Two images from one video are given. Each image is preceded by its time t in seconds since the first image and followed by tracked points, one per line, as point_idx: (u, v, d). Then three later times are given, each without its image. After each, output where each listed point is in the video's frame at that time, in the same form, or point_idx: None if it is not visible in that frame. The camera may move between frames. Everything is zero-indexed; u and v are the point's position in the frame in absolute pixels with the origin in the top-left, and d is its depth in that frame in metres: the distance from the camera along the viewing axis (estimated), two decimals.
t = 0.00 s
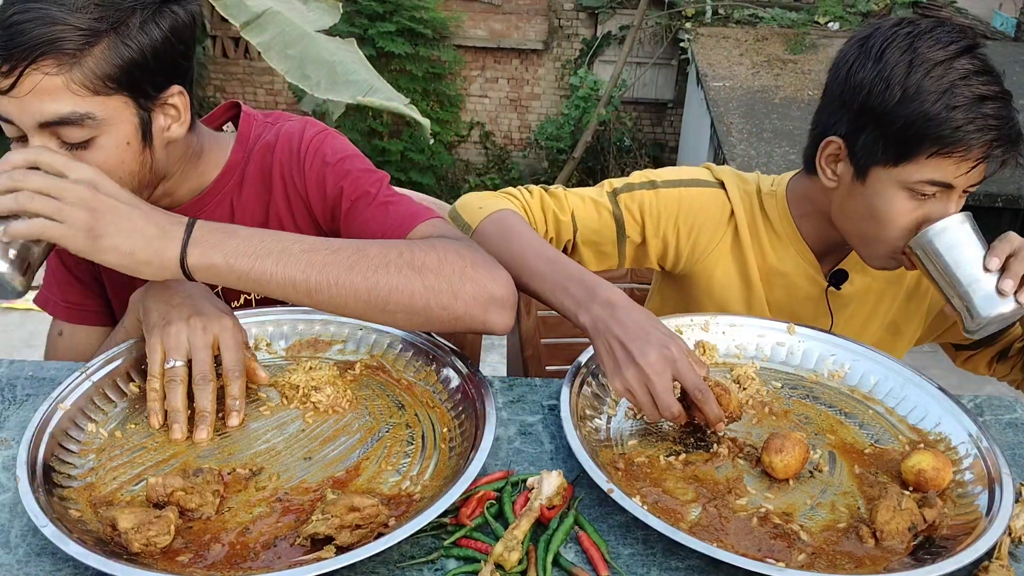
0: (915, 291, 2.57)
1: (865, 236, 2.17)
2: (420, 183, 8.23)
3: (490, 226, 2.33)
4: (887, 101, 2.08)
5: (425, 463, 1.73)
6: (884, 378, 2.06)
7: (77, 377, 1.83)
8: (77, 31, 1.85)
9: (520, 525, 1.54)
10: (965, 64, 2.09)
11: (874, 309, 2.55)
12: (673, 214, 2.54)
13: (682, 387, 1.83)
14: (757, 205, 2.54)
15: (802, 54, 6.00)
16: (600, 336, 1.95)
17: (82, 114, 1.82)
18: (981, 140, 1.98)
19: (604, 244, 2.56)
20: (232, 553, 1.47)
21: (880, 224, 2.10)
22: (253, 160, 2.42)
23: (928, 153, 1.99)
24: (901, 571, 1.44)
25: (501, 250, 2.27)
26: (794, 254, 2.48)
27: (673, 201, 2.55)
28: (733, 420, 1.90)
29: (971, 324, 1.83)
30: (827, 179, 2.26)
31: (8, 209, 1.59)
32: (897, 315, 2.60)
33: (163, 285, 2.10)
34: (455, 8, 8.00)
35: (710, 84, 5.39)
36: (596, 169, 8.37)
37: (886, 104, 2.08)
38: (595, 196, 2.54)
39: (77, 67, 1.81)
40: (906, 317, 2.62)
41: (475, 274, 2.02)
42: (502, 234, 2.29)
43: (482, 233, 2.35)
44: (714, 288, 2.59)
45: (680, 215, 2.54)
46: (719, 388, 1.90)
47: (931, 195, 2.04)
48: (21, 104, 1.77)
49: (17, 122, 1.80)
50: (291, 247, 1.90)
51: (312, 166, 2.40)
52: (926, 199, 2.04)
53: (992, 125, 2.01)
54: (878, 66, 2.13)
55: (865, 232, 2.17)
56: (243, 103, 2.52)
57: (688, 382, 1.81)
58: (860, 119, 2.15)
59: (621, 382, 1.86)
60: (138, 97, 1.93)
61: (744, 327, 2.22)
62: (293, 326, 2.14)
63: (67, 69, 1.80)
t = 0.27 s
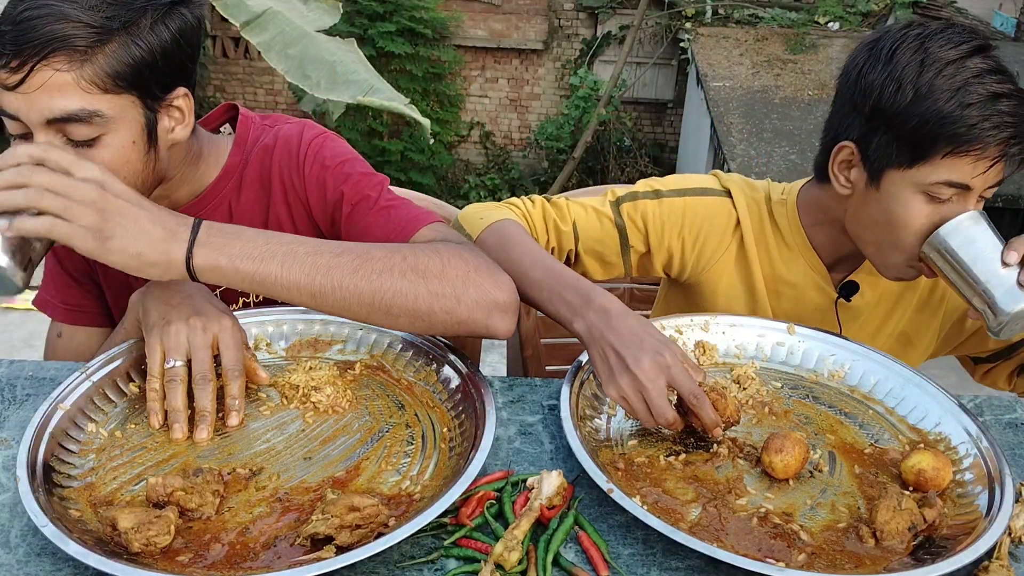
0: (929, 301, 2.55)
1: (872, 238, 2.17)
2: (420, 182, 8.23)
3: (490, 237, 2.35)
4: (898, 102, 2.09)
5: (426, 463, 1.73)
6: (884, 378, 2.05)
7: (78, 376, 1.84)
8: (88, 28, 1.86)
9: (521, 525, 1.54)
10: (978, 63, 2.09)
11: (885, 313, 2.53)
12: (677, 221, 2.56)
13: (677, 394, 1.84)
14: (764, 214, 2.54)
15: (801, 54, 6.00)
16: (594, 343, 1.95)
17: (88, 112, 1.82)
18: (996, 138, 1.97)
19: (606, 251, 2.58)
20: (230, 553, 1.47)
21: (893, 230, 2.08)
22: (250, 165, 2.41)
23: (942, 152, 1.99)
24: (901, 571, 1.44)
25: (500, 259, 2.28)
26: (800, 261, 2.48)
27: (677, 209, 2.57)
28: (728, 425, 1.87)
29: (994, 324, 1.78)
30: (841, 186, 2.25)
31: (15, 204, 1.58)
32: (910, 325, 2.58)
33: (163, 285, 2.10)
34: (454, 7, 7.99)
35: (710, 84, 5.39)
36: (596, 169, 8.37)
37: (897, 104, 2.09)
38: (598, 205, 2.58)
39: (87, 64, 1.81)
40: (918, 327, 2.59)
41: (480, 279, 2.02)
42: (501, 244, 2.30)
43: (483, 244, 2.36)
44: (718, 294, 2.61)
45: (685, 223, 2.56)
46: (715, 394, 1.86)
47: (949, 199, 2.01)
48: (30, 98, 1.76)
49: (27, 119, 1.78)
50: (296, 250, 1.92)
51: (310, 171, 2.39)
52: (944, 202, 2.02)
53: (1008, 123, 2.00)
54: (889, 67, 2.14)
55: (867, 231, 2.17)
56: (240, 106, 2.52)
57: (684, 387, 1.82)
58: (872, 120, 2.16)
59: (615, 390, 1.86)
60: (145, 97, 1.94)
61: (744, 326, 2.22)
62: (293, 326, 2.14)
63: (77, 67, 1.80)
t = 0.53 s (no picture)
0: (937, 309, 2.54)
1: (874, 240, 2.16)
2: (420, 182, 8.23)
3: (488, 241, 2.34)
4: (896, 104, 2.09)
5: (426, 463, 1.73)
6: (884, 378, 2.05)
7: (78, 377, 1.83)
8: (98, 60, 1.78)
9: (521, 525, 1.54)
10: (977, 62, 2.08)
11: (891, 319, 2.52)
12: (679, 228, 2.56)
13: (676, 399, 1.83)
14: (768, 221, 2.53)
15: (801, 54, 6.00)
16: (591, 346, 1.95)
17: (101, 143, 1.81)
18: (1000, 137, 1.95)
19: (607, 258, 2.59)
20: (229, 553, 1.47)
21: (900, 234, 2.08)
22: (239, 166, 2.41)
23: (944, 153, 1.98)
24: (901, 571, 1.45)
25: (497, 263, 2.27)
26: (802, 269, 2.48)
27: (679, 215, 2.57)
28: (725, 427, 1.85)
29: (995, 358, 1.74)
30: (845, 194, 2.25)
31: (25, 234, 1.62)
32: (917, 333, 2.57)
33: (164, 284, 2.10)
34: (454, 7, 7.99)
35: (709, 84, 5.40)
36: (596, 169, 8.36)
37: (895, 107, 2.09)
38: (598, 211, 2.59)
39: (103, 101, 1.78)
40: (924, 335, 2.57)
41: (465, 280, 1.92)
42: (498, 247, 2.30)
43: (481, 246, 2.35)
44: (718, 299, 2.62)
45: (686, 229, 2.56)
46: (711, 397, 1.83)
47: (954, 201, 2.00)
48: (48, 134, 1.74)
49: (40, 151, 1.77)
50: (273, 284, 1.84)
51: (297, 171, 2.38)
52: (949, 205, 2.00)
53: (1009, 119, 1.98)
54: (885, 71, 2.15)
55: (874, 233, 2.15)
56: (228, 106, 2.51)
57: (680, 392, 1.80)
58: (870, 124, 2.17)
59: (613, 394, 1.85)
60: (156, 122, 1.93)
61: (744, 326, 2.21)
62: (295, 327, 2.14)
63: (94, 105, 1.76)
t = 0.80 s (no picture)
0: (937, 311, 2.53)
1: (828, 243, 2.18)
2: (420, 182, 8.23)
3: (484, 244, 2.35)
4: (849, 104, 2.09)
5: (425, 463, 1.73)
6: (884, 378, 2.05)
7: (78, 376, 1.83)
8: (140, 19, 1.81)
9: (521, 525, 1.54)
10: (953, 84, 1.99)
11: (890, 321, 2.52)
12: (675, 226, 2.58)
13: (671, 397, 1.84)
14: (763, 217, 2.52)
15: (801, 55, 5.99)
16: (589, 345, 1.97)
17: (144, 101, 1.80)
18: (917, 165, 1.90)
19: (605, 258, 2.60)
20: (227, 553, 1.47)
21: (829, 234, 2.15)
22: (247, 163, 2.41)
23: (865, 165, 1.98)
24: (901, 571, 1.45)
25: (491, 265, 2.29)
26: (795, 268, 2.48)
27: (675, 213, 2.58)
28: (722, 428, 1.85)
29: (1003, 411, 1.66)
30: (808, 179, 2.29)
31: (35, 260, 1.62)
32: (916, 334, 2.57)
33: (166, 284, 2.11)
34: (455, 8, 7.99)
35: (710, 84, 5.40)
36: (596, 169, 8.36)
37: (848, 107, 2.09)
38: (595, 212, 2.60)
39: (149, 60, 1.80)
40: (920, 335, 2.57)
41: (461, 285, 1.93)
42: (493, 249, 2.31)
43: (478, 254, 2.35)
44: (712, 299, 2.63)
45: (682, 227, 2.58)
46: (708, 397, 1.84)
47: (874, 214, 2.01)
48: (93, 97, 1.73)
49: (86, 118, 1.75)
50: (271, 291, 1.83)
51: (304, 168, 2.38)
52: (870, 218, 2.03)
53: (953, 149, 1.92)
54: (856, 67, 2.13)
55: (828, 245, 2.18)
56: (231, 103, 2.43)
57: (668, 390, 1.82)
58: (828, 117, 2.18)
59: (611, 394, 1.86)
60: (194, 86, 1.95)
61: (744, 326, 2.21)
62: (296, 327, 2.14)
63: (143, 64, 1.79)
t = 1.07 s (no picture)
0: (931, 319, 2.51)
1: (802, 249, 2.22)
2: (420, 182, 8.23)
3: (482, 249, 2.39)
4: (824, 115, 2.09)
5: (423, 469, 1.73)
6: (884, 378, 2.05)
7: (80, 374, 1.83)
8: None
9: (521, 525, 1.54)
10: (928, 109, 1.96)
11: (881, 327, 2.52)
12: (668, 225, 2.60)
13: (672, 391, 1.86)
14: (755, 215, 2.51)
15: (801, 54, 5.99)
16: (590, 341, 1.99)
17: (225, 58, 1.99)
18: (873, 191, 1.91)
19: (602, 260, 2.62)
20: (225, 554, 1.47)
21: (796, 239, 2.22)
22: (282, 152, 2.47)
23: (826, 182, 2.00)
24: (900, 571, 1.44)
25: (492, 269, 2.33)
26: (783, 266, 2.47)
27: (668, 211, 2.60)
28: (722, 427, 1.85)
29: None
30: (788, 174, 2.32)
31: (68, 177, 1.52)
32: (910, 340, 2.56)
33: (172, 281, 2.07)
34: (455, 8, 8.00)
35: (710, 83, 5.40)
36: (596, 169, 8.35)
37: (823, 117, 2.09)
38: (591, 214, 2.63)
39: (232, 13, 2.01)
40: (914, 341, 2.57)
41: (479, 281, 2.16)
42: (494, 252, 2.36)
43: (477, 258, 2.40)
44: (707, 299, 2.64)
45: (676, 228, 2.60)
46: (708, 393, 1.84)
47: (836, 227, 2.04)
48: (184, 58, 1.93)
49: (177, 79, 1.93)
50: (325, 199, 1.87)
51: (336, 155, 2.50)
52: (831, 229, 2.07)
53: (913, 178, 1.91)
54: (839, 77, 2.11)
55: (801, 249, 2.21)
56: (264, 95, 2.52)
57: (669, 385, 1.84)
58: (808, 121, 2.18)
59: (612, 387, 1.88)
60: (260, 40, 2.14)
61: (744, 326, 2.21)
62: (298, 327, 2.13)
63: (225, 21, 1.99)
